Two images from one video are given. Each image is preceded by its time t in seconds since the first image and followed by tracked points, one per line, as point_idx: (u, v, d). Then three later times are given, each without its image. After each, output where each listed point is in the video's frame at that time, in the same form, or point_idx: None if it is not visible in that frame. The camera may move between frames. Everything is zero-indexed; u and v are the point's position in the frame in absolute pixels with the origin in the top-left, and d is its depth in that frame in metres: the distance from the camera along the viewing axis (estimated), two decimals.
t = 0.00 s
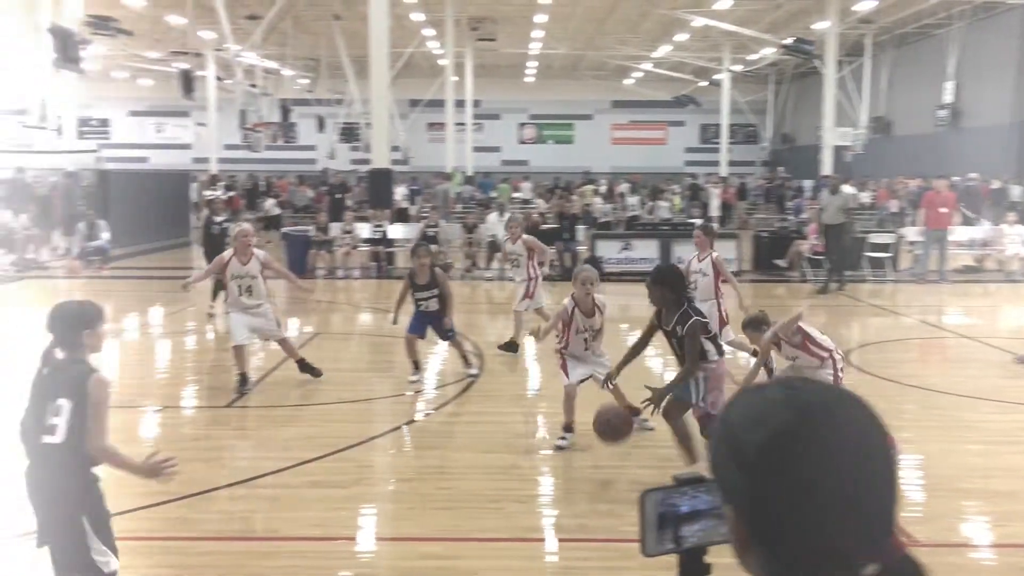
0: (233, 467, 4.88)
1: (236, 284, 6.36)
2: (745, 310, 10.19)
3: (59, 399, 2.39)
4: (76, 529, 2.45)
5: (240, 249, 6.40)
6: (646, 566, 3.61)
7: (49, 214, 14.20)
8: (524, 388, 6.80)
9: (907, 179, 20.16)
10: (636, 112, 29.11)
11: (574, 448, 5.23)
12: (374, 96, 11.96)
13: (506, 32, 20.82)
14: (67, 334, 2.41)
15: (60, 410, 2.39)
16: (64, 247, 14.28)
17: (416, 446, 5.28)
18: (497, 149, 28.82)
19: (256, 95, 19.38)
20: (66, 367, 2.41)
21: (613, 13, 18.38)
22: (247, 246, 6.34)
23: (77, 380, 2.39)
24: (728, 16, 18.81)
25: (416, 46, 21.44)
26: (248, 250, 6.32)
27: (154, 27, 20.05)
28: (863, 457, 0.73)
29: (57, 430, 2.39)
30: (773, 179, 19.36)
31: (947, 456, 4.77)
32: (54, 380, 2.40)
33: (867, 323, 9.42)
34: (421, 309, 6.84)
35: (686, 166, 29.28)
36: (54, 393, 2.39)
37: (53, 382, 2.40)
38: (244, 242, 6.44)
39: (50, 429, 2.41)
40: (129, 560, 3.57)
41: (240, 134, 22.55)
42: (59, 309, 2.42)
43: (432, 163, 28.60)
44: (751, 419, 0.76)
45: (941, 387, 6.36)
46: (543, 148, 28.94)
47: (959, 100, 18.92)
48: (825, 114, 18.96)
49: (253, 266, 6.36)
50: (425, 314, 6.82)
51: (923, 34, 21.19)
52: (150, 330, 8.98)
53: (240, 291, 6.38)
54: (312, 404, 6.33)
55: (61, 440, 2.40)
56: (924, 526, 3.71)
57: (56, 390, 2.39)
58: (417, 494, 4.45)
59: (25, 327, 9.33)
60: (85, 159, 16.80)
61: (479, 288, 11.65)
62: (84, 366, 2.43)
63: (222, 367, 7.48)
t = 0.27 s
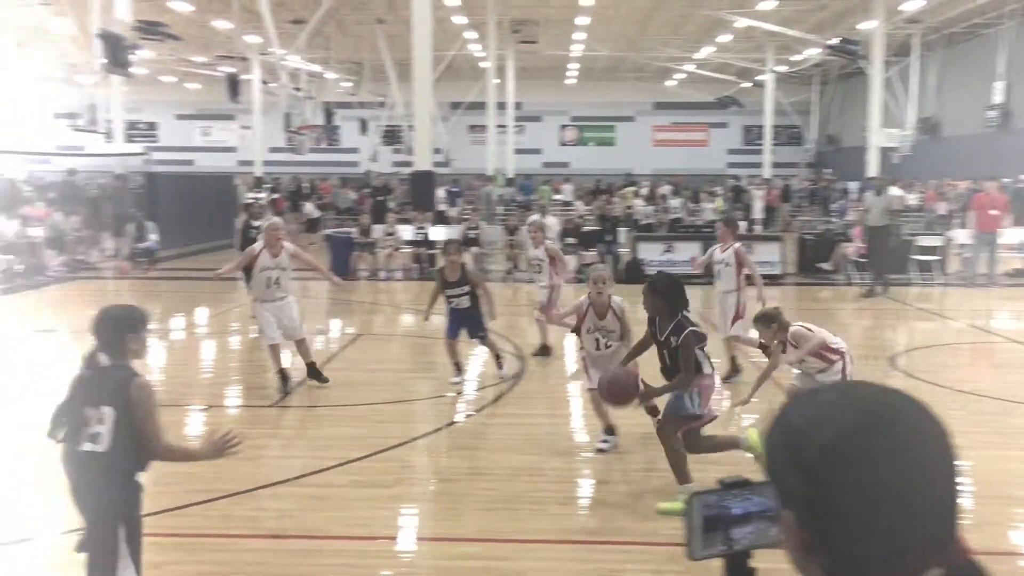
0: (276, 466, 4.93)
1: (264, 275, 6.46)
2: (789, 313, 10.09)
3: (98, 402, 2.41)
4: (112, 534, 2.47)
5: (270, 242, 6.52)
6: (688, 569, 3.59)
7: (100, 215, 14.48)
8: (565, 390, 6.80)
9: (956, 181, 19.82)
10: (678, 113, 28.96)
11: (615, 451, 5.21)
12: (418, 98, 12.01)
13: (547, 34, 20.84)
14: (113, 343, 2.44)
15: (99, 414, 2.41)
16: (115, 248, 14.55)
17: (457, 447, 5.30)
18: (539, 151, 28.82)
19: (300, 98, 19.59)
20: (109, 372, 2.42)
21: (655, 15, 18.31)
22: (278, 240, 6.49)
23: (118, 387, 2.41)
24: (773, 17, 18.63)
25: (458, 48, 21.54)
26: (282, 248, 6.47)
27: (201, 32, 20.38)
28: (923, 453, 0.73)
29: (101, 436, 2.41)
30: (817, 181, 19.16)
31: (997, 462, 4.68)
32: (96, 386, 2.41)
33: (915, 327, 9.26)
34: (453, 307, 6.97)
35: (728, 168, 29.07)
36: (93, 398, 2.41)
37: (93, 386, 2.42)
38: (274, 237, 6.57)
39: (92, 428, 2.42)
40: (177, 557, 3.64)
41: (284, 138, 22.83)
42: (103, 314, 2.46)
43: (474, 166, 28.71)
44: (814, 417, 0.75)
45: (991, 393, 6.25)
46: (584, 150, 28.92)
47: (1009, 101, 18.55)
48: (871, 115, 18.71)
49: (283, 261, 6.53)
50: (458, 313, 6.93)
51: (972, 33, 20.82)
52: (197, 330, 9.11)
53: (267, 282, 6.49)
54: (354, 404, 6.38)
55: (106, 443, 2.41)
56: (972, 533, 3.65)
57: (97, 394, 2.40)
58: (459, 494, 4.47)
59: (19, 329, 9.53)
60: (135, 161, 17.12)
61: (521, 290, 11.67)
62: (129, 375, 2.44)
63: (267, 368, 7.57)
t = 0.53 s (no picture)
0: (320, 466, 4.98)
1: (293, 273, 6.50)
2: (836, 316, 9.97)
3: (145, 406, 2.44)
4: (153, 537, 2.49)
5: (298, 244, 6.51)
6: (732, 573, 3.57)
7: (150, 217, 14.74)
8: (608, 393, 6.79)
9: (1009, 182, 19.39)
10: (722, 115, 28.70)
11: (658, 455, 5.19)
12: (462, 101, 12.06)
13: (590, 36, 20.79)
14: (164, 344, 2.49)
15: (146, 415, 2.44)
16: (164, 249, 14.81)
17: (500, 449, 5.31)
18: (582, 153, 28.79)
19: (345, 102, 19.78)
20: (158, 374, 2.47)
21: (699, 16, 18.20)
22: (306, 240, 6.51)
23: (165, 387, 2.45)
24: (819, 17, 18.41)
25: (500, 50, 21.56)
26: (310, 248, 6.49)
27: (248, 36, 20.67)
28: (970, 464, 0.72)
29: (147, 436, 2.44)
30: (865, 182, 18.88)
31: None
32: (144, 387, 2.45)
33: (965, 331, 9.09)
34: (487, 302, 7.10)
35: (773, 169, 28.73)
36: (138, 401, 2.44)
37: (140, 388, 2.45)
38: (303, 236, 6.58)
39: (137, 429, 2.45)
40: (222, 555, 3.69)
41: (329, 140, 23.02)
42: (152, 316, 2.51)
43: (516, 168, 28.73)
44: (875, 425, 0.76)
45: None
46: (627, 151, 28.80)
47: None
48: (921, 116, 18.38)
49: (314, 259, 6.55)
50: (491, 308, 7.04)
51: None
52: (242, 331, 9.23)
53: (296, 280, 6.54)
54: (398, 405, 6.42)
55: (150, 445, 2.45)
56: None
57: (146, 395, 2.44)
58: (502, 495, 4.48)
59: (42, 328, 9.68)
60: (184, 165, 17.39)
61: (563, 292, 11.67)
62: (177, 377, 2.48)
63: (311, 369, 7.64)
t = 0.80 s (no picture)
0: (376, 467, 5.03)
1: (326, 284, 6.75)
2: (895, 321, 9.82)
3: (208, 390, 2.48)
4: (199, 517, 2.50)
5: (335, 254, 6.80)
6: None
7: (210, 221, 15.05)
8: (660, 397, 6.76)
9: None
10: (777, 116, 28.39)
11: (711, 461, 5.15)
12: (517, 104, 12.09)
13: (644, 38, 20.72)
14: (234, 337, 2.56)
15: (207, 398, 2.48)
16: (224, 252, 15.10)
17: (551, 453, 5.31)
18: (635, 156, 28.71)
19: (400, 107, 19.97)
20: (226, 359, 2.53)
21: (755, 17, 18.03)
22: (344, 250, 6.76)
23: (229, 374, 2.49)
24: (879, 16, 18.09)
25: (554, 54, 21.60)
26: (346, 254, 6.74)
27: (305, 42, 20.99)
28: None
29: (206, 421, 2.48)
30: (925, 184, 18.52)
31: None
32: (211, 373, 2.50)
33: None
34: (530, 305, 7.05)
35: (829, 171, 28.33)
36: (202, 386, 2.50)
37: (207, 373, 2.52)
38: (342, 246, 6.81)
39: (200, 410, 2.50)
40: (280, 554, 3.75)
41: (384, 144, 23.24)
42: (230, 304, 2.61)
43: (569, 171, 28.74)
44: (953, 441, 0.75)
45: None
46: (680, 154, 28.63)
47: None
48: (984, 116, 18.00)
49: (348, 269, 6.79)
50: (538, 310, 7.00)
51: None
52: (298, 333, 9.37)
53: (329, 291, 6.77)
54: (449, 407, 6.46)
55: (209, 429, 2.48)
56: None
57: (212, 380, 2.49)
58: (551, 499, 4.48)
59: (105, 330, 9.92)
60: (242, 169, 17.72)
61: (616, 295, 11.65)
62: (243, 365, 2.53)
63: (365, 371, 7.73)
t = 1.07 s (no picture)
0: (423, 470, 5.05)
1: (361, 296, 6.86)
2: (949, 325, 9.63)
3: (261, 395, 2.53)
4: (237, 531, 2.56)
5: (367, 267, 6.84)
6: None
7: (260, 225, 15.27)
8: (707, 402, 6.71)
9: None
10: (827, 117, 28.01)
11: (759, 466, 5.11)
12: (563, 107, 12.09)
13: (691, 40, 20.57)
14: (295, 346, 2.59)
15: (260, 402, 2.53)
16: (274, 255, 15.31)
17: (597, 456, 5.30)
18: (681, 158, 28.63)
19: (447, 111, 20.08)
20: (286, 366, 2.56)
21: (805, 17, 17.80)
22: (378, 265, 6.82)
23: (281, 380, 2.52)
24: (931, 15, 17.76)
25: (600, 56, 21.53)
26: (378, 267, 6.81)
27: (353, 47, 21.19)
28: None
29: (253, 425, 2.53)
30: (981, 185, 18.13)
31: None
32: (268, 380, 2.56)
33: None
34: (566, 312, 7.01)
35: (881, 173, 27.86)
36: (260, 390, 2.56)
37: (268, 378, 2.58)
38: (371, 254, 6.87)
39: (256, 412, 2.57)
40: (326, 554, 3.79)
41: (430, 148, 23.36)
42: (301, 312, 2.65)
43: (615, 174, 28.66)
44: (1020, 453, 0.74)
45: None
46: (728, 156, 28.39)
47: None
48: None
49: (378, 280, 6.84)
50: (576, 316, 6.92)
51: None
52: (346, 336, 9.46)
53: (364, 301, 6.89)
54: (494, 410, 6.48)
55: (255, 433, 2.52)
56: None
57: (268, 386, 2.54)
58: (595, 503, 4.48)
59: (158, 332, 10.11)
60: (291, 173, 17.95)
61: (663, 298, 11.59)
62: (299, 374, 2.55)
63: (412, 374, 7.77)
